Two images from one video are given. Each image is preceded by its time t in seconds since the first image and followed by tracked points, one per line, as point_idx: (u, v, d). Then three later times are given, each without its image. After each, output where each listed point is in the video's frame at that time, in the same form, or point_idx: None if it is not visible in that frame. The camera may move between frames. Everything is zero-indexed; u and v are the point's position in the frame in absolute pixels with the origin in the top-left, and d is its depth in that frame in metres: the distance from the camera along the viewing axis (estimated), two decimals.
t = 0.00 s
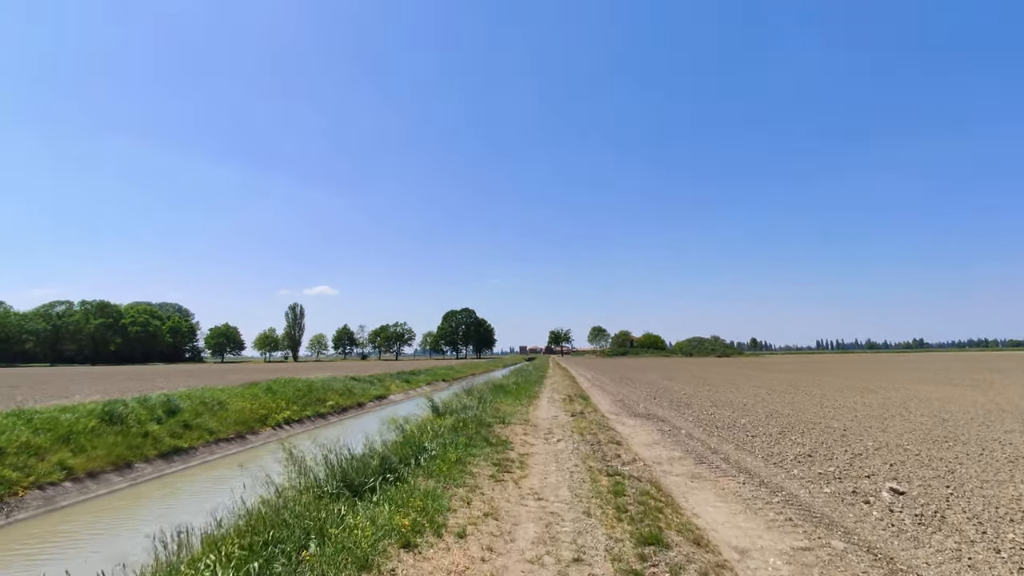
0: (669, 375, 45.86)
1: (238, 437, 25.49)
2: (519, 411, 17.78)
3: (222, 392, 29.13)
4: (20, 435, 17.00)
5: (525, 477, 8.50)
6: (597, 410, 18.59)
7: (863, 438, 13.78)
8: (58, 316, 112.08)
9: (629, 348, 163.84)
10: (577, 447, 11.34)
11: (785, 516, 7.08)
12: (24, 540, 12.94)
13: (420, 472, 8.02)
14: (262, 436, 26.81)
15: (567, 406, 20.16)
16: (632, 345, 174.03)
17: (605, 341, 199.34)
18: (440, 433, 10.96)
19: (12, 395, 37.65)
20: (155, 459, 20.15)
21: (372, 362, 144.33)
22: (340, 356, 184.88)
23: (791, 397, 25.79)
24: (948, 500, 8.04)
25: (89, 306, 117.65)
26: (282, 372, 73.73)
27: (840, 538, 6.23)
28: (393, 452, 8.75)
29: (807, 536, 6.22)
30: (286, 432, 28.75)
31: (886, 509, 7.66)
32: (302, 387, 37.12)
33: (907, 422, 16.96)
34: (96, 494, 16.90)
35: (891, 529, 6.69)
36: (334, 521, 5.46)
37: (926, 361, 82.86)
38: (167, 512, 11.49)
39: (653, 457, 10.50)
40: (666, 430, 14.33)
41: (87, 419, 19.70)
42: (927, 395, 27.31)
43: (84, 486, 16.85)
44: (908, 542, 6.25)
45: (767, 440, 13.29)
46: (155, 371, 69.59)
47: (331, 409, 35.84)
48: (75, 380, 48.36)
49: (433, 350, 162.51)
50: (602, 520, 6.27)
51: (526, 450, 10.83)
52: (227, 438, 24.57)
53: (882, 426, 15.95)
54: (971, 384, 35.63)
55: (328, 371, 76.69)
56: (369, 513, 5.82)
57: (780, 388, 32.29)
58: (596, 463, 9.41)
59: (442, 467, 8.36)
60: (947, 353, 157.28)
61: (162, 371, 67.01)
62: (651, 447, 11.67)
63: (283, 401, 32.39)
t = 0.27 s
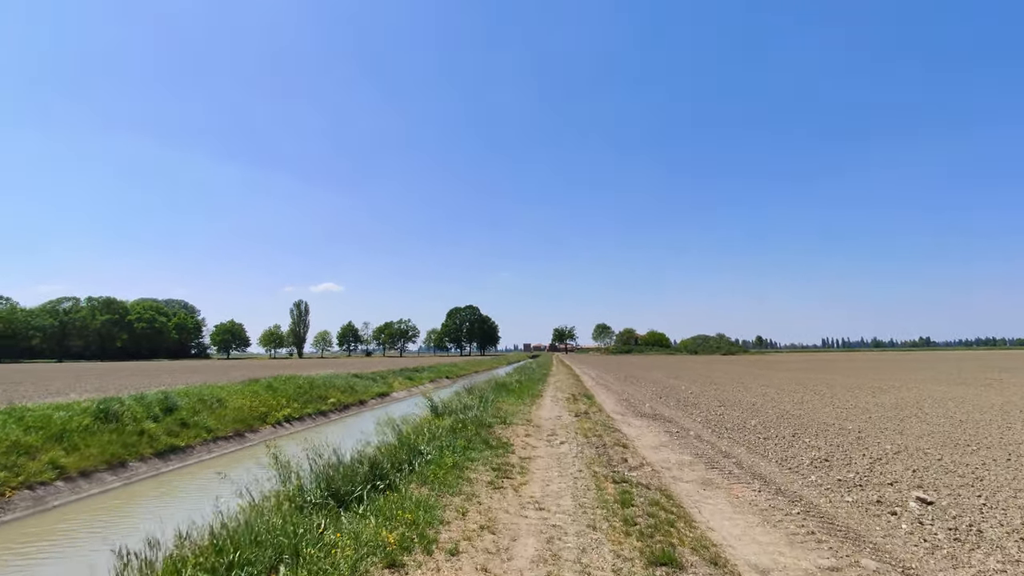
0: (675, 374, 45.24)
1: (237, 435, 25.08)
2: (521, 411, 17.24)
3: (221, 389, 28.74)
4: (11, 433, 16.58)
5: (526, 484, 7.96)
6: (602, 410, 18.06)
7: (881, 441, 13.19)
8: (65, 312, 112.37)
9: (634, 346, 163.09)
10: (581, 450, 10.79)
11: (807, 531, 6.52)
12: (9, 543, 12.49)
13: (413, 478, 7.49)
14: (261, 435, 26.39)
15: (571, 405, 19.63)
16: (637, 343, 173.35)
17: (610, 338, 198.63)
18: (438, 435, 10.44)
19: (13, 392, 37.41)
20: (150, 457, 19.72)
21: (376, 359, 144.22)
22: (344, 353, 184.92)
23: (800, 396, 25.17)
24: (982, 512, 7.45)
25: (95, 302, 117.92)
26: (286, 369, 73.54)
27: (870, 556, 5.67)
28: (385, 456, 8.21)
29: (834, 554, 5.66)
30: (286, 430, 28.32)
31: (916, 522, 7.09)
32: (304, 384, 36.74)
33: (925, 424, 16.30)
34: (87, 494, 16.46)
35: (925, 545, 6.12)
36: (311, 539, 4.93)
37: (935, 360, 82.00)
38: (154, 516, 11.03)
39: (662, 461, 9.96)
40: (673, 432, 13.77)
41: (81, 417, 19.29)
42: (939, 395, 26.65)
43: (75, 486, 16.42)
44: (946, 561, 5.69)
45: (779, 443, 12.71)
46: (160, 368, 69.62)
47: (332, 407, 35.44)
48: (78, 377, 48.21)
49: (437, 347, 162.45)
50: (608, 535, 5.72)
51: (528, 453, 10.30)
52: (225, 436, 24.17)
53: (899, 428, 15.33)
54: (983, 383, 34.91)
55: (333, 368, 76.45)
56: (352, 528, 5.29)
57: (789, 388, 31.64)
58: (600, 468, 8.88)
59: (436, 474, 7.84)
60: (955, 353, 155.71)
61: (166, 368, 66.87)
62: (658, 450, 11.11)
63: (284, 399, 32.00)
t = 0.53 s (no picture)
0: (684, 372, 44.51)
1: (238, 433, 24.66)
2: (525, 410, 16.66)
3: (222, 387, 28.35)
4: (2, 431, 16.17)
5: (528, 490, 7.37)
6: (610, 409, 17.45)
7: (904, 443, 12.51)
8: (75, 310, 112.87)
9: (641, 344, 162.14)
10: (588, 452, 10.20)
11: (838, 546, 5.91)
12: None
13: (406, 484, 6.93)
14: (262, 433, 25.95)
15: (577, 404, 19.02)
16: (645, 340, 172.34)
17: (617, 336, 197.65)
18: (436, 436, 9.89)
19: (17, 389, 37.23)
20: (147, 456, 19.29)
21: (383, 356, 144.08)
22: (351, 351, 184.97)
23: (813, 395, 24.47)
24: None
25: (105, 300, 118.41)
26: (292, 366, 73.29)
27: None
28: (376, 459, 7.65)
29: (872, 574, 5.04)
30: (288, 429, 27.89)
31: (956, 535, 6.46)
32: (307, 382, 36.35)
33: (948, 424, 15.57)
34: (80, 494, 16.04)
35: (973, 563, 5.50)
36: (281, 560, 4.37)
37: (947, 359, 80.78)
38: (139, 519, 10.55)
39: (673, 465, 9.35)
40: (685, 433, 13.15)
41: (77, 415, 18.89)
42: (957, 394, 25.88)
43: (68, 487, 16.00)
44: None
45: (797, 445, 12.06)
46: (166, 365, 69.53)
47: (336, 405, 35.01)
48: (83, 374, 48.08)
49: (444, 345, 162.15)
50: (618, 551, 5.14)
51: (531, 455, 9.71)
52: (225, 435, 23.75)
53: (922, 429, 14.62)
54: (1002, 382, 33.97)
55: (338, 366, 76.13)
56: (330, 546, 4.72)
57: (801, 386, 30.86)
58: (608, 473, 8.29)
59: (432, 478, 7.27)
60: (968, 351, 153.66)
61: (172, 365, 66.73)
62: (670, 452, 10.49)
63: (286, 396, 31.60)
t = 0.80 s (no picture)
0: (695, 371, 43.65)
1: (239, 437, 24.15)
2: (533, 413, 15.97)
3: (224, 389, 27.85)
4: None
5: (537, 506, 6.68)
6: (621, 412, 16.74)
7: (938, 448, 11.72)
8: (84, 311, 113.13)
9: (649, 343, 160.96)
10: (600, 460, 9.50)
11: (891, 572, 5.19)
12: None
13: (403, 501, 6.25)
14: (264, 436, 25.40)
15: (587, 406, 18.32)
16: (653, 339, 171.13)
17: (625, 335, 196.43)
18: (438, 442, 9.19)
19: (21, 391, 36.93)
20: (144, 461, 18.76)
21: (390, 356, 143.73)
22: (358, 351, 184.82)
23: (831, 395, 23.66)
24: None
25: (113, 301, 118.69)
26: (298, 367, 72.90)
27: None
28: (372, 471, 6.99)
29: None
30: (290, 432, 27.35)
31: (1020, 558, 5.73)
32: (311, 383, 35.87)
33: (979, 427, 14.74)
34: (73, 502, 15.50)
35: None
36: None
37: (964, 355, 79.19)
38: (122, 535, 9.93)
39: (694, 475, 8.62)
40: (703, 437, 12.40)
41: (72, 420, 18.39)
42: (981, 394, 24.94)
43: (61, 494, 15.46)
44: None
45: (824, 451, 11.30)
46: (173, 366, 69.32)
47: (341, 406, 34.46)
48: (88, 376, 47.82)
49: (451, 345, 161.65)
50: None
51: (541, 464, 9.00)
52: (226, 438, 23.22)
53: (952, 433, 13.83)
54: None
55: (345, 366, 75.71)
56: None
57: (817, 386, 29.98)
58: (626, 485, 7.58)
59: (431, 493, 6.60)
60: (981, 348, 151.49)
61: (179, 366, 66.46)
62: (690, 460, 9.73)
63: (290, 398, 31.11)
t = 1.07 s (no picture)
0: (699, 367, 43.07)
1: (235, 437, 23.62)
2: (535, 411, 15.41)
3: (220, 388, 27.33)
4: None
5: (542, 514, 6.10)
6: (627, 409, 16.16)
7: (963, 446, 11.13)
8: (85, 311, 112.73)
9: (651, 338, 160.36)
10: (608, 461, 8.92)
11: None
12: None
13: (394, 511, 5.68)
14: (260, 436, 24.88)
15: (591, 404, 17.74)
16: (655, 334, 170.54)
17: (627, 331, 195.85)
18: (434, 444, 8.60)
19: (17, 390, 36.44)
20: (136, 463, 18.22)
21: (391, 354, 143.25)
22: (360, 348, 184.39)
23: (841, 391, 23.05)
24: None
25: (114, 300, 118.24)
26: (298, 364, 72.36)
27: None
28: (361, 477, 6.42)
29: None
30: (288, 431, 26.83)
31: None
32: (310, 381, 35.36)
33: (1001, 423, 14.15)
34: (60, 506, 14.96)
35: None
36: None
37: (971, 349, 78.37)
38: (99, 540, 9.40)
39: (710, 478, 8.02)
40: (714, 436, 11.81)
41: (61, 421, 17.86)
42: (994, 388, 24.34)
43: (47, 498, 14.92)
44: None
45: (843, 451, 10.69)
46: (173, 364, 68.81)
47: (340, 404, 33.95)
48: (86, 374, 47.30)
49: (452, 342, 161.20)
50: None
51: (545, 467, 8.40)
52: (222, 438, 22.70)
53: (973, 429, 13.24)
54: None
55: (346, 364, 75.19)
56: None
57: (825, 381, 29.39)
58: (638, 491, 6.99)
59: (425, 502, 6.01)
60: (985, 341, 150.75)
61: (178, 364, 65.92)
62: (704, 462, 9.13)
63: (288, 396, 30.60)
